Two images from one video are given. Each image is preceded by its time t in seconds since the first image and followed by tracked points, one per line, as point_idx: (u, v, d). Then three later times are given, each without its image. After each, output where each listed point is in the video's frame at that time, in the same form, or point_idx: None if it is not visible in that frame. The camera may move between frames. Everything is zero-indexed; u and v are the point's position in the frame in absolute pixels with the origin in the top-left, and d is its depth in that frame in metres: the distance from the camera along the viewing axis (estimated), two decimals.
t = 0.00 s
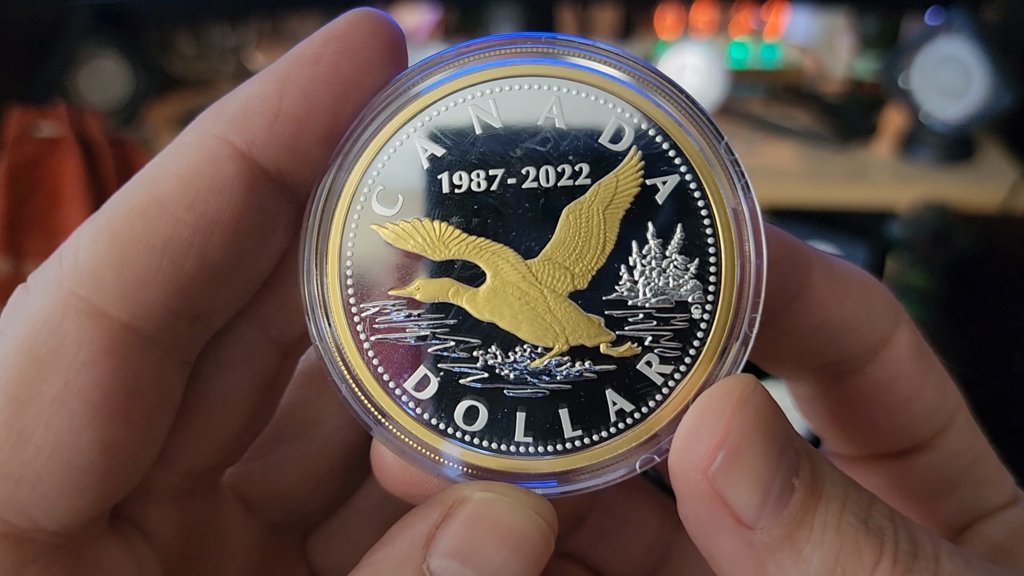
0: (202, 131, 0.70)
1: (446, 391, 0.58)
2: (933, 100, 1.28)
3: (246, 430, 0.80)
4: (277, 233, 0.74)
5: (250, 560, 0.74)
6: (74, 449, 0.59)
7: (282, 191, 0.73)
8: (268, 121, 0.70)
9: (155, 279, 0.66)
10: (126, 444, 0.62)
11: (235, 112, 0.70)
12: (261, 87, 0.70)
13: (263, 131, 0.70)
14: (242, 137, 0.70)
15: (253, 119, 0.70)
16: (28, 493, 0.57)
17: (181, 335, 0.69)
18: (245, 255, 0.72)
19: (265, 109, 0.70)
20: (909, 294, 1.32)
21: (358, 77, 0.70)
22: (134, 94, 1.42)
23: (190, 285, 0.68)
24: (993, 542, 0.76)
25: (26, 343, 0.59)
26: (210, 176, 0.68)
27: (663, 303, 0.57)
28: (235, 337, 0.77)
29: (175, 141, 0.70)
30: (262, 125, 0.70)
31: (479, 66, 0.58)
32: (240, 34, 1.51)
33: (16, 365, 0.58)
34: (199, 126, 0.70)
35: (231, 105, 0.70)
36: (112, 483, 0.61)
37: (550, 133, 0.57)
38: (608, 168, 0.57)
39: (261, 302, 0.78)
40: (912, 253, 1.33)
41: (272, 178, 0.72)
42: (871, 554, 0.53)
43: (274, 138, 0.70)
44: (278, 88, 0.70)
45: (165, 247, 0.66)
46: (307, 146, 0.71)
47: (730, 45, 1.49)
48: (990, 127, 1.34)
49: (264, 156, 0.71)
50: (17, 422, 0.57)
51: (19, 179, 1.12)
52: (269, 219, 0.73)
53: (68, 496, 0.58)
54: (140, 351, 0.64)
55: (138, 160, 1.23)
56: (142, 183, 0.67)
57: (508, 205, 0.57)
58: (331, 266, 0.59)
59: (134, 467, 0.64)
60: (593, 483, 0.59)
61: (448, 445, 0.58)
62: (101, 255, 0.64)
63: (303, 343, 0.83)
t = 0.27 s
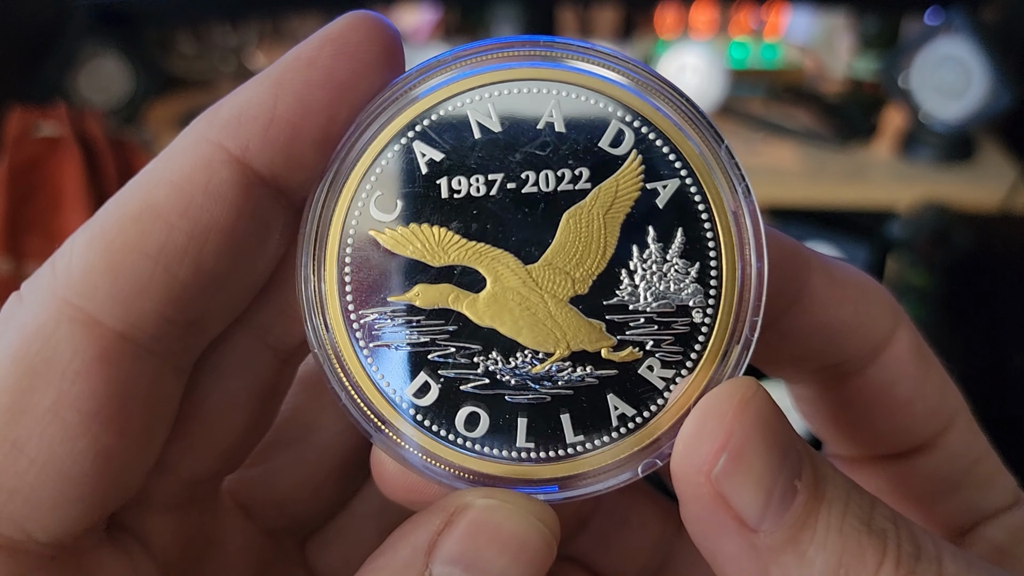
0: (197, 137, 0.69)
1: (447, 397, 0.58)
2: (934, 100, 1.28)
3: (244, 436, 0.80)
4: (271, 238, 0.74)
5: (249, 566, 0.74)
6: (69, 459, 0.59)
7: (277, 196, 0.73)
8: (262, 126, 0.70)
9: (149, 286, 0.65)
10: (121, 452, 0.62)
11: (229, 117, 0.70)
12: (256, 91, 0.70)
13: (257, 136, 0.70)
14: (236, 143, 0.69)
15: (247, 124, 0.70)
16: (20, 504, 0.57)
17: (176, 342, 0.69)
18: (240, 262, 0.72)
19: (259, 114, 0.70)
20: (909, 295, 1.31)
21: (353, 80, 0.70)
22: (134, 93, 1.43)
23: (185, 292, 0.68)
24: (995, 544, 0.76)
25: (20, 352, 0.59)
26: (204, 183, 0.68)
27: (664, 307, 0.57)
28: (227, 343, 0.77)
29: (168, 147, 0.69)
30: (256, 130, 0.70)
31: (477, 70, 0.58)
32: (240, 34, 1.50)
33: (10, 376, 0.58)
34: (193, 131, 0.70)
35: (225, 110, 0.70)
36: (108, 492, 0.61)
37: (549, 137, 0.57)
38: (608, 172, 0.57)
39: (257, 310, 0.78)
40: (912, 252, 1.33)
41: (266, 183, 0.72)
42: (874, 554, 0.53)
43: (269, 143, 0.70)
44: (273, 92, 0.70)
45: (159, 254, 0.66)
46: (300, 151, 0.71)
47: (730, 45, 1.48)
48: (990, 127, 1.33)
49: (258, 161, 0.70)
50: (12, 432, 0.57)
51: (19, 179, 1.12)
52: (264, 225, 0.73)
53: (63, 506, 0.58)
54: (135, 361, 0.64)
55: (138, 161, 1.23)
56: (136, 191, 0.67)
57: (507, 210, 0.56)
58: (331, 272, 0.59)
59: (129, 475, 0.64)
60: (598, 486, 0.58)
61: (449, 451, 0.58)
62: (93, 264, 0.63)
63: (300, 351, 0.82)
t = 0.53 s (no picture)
0: (183, 137, 0.69)
1: (441, 400, 0.57)
2: (933, 100, 1.26)
3: (236, 437, 0.79)
4: (259, 238, 0.74)
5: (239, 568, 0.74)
6: (49, 465, 0.59)
7: (265, 197, 0.73)
8: (250, 126, 0.69)
9: (133, 289, 0.65)
10: (106, 455, 0.62)
11: (217, 116, 0.69)
12: (245, 90, 0.70)
13: (244, 136, 0.69)
14: (224, 144, 0.69)
15: (236, 124, 0.69)
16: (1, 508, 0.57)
17: (163, 345, 0.68)
18: (227, 263, 0.71)
19: (248, 113, 0.69)
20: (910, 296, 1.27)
21: (345, 79, 0.69)
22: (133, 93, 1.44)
23: (170, 294, 0.67)
24: (995, 547, 0.75)
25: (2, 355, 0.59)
26: (190, 184, 0.68)
27: (662, 309, 0.57)
28: (218, 344, 0.77)
29: (154, 148, 0.69)
30: (244, 130, 0.69)
31: (472, 69, 0.57)
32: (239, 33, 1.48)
33: None
34: (180, 132, 0.69)
35: (213, 109, 0.69)
36: (92, 495, 0.61)
37: (545, 136, 0.57)
38: (605, 173, 0.56)
39: (248, 311, 0.77)
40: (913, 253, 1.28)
41: (254, 183, 0.71)
42: (872, 557, 0.53)
43: (256, 143, 0.69)
44: (262, 91, 0.69)
45: (144, 256, 0.65)
46: (290, 151, 0.71)
47: (730, 45, 1.47)
48: (991, 127, 1.32)
49: (245, 161, 0.70)
50: None
51: (19, 177, 1.11)
52: (252, 226, 0.72)
53: (45, 512, 0.58)
54: (120, 363, 0.64)
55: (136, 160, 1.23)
56: (120, 192, 0.66)
57: (502, 211, 0.56)
58: (323, 273, 0.59)
59: (115, 478, 0.63)
60: (593, 488, 0.58)
61: (443, 454, 0.58)
62: (76, 265, 0.63)
63: (294, 354, 0.82)
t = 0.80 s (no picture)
0: (188, 139, 0.69)
1: (445, 400, 0.58)
2: (934, 98, 1.26)
3: (240, 437, 0.79)
4: (264, 239, 0.74)
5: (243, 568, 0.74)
6: (57, 466, 0.59)
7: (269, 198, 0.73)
8: (255, 128, 0.70)
9: (140, 290, 0.65)
10: (113, 456, 0.62)
11: (221, 119, 0.69)
12: (250, 93, 0.70)
13: (249, 138, 0.69)
14: (228, 146, 0.69)
15: (241, 126, 0.69)
16: (10, 509, 0.57)
17: (168, 346, 0.68)
18: (232, 265, 0.72)
19: (253, 116, 0.70)
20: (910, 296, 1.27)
21: (349, 81, 0.69)
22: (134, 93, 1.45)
23: (175, 295, 0.67)
24: (998, 545, 0.75)
25: (10, 356, 0.59)
26: (195, 186, 0.68)
27: (664, 309, 0.57)
28: (222, 346, 0.77)
29: (159, 150, 0.69)
30: (248, 132, 0.69)
31: (475, 71, 0.58)
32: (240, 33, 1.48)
33: None
34: (185, 134, 0.69)
35: (218, 111, 0.70)
36: (99, 496, 0.61)
37: (548, 138, 0.57)
38: (608, 174, 0.57)
39: (252, 312, 0.78)
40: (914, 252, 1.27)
41: (258, 186, 0.71)
42: (874, 556, 0.53)
43: (260, 145, 0.70)
44: (267, 94, 0.70)
45: (151, 258, 0.66)
46: (294, 154, 0.71)
47: (730, 44, 1.48)
48: (991, 126, 1.33)
49: (249, 163, 0.70)
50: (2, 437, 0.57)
51: (19, 178, 1.11)
52: (256, 227, 0.73)
53: (54, 512, 0.58)
54: (127, 365, 0.64)
55: (137, 160, 1.23)
56: (126, 194, 0.66)
57: (506, 213, 0.56)
58: (328, 274, 0.59)
59: (121, 479, 0.64)
60: (598, 488, 0.58)
61: (448, 453, 0.58)
62: (83, 267, 0.63)
63: (297, 355, 0.82)
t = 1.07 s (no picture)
0: (194, 137, 0.70)
1: (448, 395, 0.58)
2: (934, 98, 1.26)
3: (245, 433, 0.80)
4: (269, 237, 0.75)
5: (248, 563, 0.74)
6: (63, 460, 0.59)
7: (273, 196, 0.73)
8: (260, 126, 0.70)
9: (147, 286, 0.65)
10: (120, 451, 0.62)
11: (227, 117, 0.70)
12: (255, 91, 0.70)
13: (254, 137, 0.70)
14: (233, 144, 0.70)
15: (246, 125, 0.70)
16: (19, 503, 0.57)
17: (174, 342, 0.69)
18: (237, 262, 0.72)
19: (257, 114, 0.70)
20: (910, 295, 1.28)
21: (351, 80, 0.70)
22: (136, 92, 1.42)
23: (181, 292, 0.68)
24: (998, 541, 0.75)
25: (20, 351, 0.59)
26: (202, 183, 0.68)
27: (665, 305, 0.57)
28: (227, 343, 0.77)
29: (166, 148, 0.69)
30: (253, 130, 0.70)
31: (477, 68, 0.58)
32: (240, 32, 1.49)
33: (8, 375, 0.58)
34: (191, 132, 0.70)
35: (223, 110, 0.70)
36: (107, 491, 0.62)
37: (549, 135, 0.57)
38: (608, 171, 0.57)
39: (256, 309, 0.78)
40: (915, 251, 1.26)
41: (264, 182, 0.72)
42: (875, 553, 0.53)
43: (265, 143, 0.70)
44: (271, 92, 0.70)
45: (158, 255, 0.66)
46: (299, 152, 0.71)
47: (730, 44, 1.48)
48: (990, 126, 1.33)
49: (255, 161, 0.70)
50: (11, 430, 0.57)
51: (18, 177, 1.12)
52: (262, 224, 0.73)
53: (63, 504, 0.58)
54: (134, 360, 0.65)
55: (139, 159, 1.23)
56: (134, 191, 0.66)
57: (508, 209, 0.57)
58: (331, 270, 0.59)
59: (129, 473, 0.64)
60: (600, 482, 0.59)
61: (450, 448, 0.58)
62: (92, 264, 0.63)
63: (301, 353, 0.82)
